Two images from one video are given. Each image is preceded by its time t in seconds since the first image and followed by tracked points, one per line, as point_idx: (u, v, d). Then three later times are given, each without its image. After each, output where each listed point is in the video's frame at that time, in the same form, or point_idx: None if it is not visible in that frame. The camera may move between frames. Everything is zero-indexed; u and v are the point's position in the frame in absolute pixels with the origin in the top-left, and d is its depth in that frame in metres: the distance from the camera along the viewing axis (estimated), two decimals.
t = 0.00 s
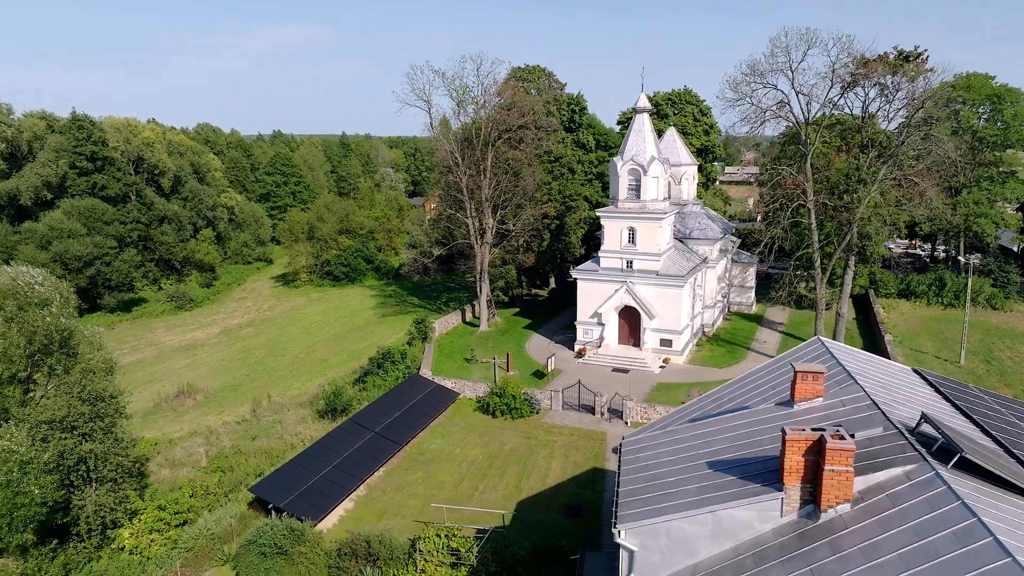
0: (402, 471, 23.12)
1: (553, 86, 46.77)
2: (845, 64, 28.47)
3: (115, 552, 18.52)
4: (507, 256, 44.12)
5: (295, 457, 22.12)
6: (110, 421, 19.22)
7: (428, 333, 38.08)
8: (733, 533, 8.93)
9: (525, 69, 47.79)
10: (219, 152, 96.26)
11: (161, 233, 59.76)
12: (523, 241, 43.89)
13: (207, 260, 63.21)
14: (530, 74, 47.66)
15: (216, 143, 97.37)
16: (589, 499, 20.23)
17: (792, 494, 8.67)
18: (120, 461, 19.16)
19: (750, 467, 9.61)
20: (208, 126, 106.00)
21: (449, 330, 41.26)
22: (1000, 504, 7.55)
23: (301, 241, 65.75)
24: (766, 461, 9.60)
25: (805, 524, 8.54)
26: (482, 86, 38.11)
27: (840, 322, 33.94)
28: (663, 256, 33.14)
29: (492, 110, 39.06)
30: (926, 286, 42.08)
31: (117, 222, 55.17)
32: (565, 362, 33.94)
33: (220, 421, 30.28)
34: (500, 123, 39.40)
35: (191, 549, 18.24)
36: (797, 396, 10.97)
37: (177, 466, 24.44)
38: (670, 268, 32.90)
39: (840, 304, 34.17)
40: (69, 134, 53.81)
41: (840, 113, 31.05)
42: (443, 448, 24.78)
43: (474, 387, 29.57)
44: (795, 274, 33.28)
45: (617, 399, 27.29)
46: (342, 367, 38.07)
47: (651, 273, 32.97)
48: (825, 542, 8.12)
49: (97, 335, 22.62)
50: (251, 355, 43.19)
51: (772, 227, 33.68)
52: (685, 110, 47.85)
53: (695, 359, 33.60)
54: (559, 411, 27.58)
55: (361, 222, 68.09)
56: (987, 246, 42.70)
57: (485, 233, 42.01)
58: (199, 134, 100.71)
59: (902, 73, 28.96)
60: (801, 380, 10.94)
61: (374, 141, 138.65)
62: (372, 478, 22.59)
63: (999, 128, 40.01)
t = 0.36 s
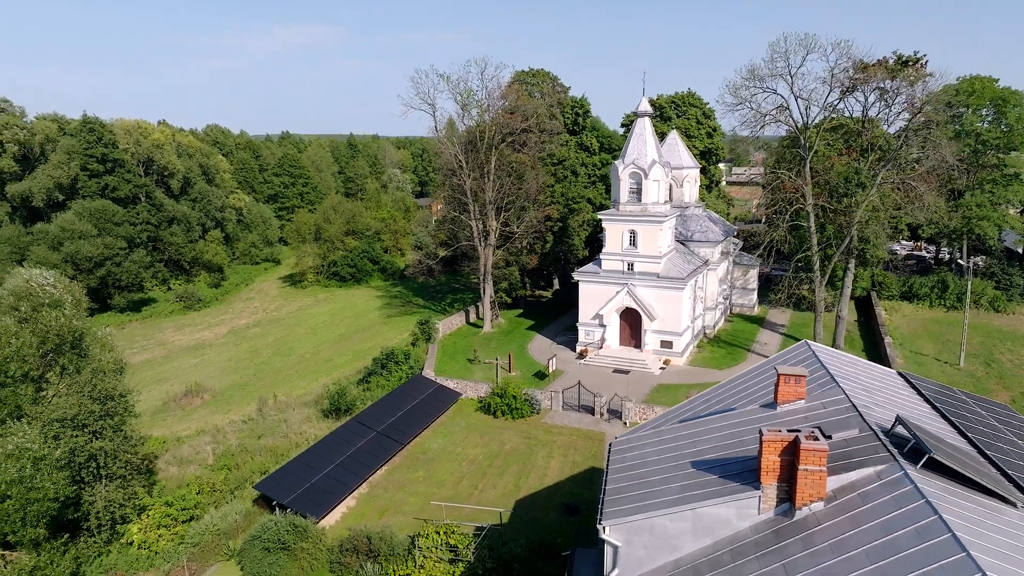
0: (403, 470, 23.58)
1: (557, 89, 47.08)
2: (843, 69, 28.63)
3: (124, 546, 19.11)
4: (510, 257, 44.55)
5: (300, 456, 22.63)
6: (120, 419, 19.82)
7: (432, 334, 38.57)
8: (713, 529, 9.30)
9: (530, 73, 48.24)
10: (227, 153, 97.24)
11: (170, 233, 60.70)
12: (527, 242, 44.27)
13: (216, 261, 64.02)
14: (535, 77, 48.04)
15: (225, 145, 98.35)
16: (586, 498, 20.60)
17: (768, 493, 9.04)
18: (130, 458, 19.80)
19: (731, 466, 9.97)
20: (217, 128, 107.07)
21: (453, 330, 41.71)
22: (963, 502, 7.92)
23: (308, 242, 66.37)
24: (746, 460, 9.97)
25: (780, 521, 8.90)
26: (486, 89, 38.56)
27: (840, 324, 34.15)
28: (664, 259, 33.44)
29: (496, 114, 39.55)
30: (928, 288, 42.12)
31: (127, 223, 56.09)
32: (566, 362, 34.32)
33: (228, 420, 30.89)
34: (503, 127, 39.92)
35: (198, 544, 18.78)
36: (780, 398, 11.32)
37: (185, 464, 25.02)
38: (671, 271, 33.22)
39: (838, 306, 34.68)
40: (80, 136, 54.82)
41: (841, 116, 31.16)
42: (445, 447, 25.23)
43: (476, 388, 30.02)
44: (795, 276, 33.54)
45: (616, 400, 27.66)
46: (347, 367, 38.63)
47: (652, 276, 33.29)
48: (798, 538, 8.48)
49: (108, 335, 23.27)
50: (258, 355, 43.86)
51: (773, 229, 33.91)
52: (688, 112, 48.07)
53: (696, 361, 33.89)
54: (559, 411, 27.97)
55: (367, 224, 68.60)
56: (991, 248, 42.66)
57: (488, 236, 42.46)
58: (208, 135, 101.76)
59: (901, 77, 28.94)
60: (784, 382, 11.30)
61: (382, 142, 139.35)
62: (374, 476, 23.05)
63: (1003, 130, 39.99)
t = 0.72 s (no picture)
0: (405, 469, 24.00)
1: (561, 92, 47.42)
2: (843, 74, 28.81)
3: (133, 541, 19.63)
4: (514, 259, 44.96)
5: (304, 454, 23.10)
6: (128, 417, 20.33)
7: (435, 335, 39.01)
8: (696, 527, 9.65)
9: (534, 76, 48.60)
10: (236, 154, 98.12)
11: (179, 234, 61.56)
12: (531, 244, 44.71)
13: (224, 261, 64.74)
14: (538, 81, 48.41)
15: (233, 146, 99.20)
16: (584, 498, 20.94)
17: (749, 492, 9.39)
18: (138, 456, 20.34)
19: (716, 466, 10.32)
20: (226, 129, 108.05)
21: (457, 331, 42.08)
22: (934, 502, 8.25)
23: (315, 243, 66.98)
24: (730, 461, 10.31)
25: (760, 519, 9.24)
26: (490, 93, 38.99)
27: (841, 326, 34.32)
28: (665, 261, 33.74)
29: (499, 117, 40.01)
30: (931, 291, 42.17)
31: (137, 225, 56.89)
32: (567, 364, 34.64)
33: (234, 419, 31.42)
34: (507, 130, 40.46)
35: (204, 540, 19.25)
36: (766, 400, 11.65)
37: (192, 462, 25.54)
38: (672, 273, 33.51)
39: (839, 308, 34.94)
40: (91, 139, 55.65)
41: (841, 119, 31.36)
42: (446, 447, 25.63)
43: (478, 388, 30.42)
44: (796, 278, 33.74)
45: (616, 401, 27.99)
46: (352, 367, 39.11)
47: (653, 278, 33.57)
48: (776, 535, 8.82)
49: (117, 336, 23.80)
50: (265, 355, 44.45)
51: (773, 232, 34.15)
52: (692, 115, 48.26)
53: (697, 362, 34.16)
54: (559, 412, 28.31)
55: (373, 225, 69.09)
56: (995, 250, 42.63)
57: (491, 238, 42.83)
58: (217, 137, 102.73)
59: (901, 82, 29.11)
60: (770, 385, 11.64)
61: (389, 143, 140.04)
62: (377, 475, 23.49)
63: (1005, 133, 40.04)
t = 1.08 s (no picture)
0: (407, 468, 24.41)
1: (564, 96, 47.84)
2: (843, 79, 28.98)
3: (141, 538, 20.17)
4: (517, 261, 45.36)
5: (308, 454, 23.54)
6: (137, 417, 20.89)
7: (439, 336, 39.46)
8: (682, 526, 9.97)
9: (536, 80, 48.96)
10: (244, 155, 98.94)
11: (188, 236, 62.37)
12: (534, 246, 45.09)
13: (231, 262, 65.48)
14: (541, 84, 48.78)
15: (241, 147, 100.04)
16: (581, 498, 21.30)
17: (732, 492, 9.71)
18: (146, 454, 20.91)
19: (702, 466, 10.66)
20: (234, 131, 108.99)
21: (461, 332, 42.40)
22: (907, 502, 8.56)
23: (322, 244, 67.62)
24: (715, 461, 10.63)
25: (742, 518, 9.56)
26: (493, 97, 39.44)
27: (841, 328, 34.54)
28: (666, 264, 34.05)
29: (503, 120, 40.42)
30: (933, 293, 42.34)
31: (146, 226, 57.66)
32: (569, 365, 34.97)
33: (240, 419, 31.96)
34: (511, 133, 40.84)
35: (210, 537, 19.71)
36: (753, 402, 11.97)
37: (199, 461, 26.07)
38: (672, 276, 33.85)
39: (839, 310, 35.19)
40: (101, 142, 56.43)
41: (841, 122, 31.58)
42: (447, 447, 26.02)
43: (480, 389, 30.86)
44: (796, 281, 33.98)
45: (616, 401, 28.31)
46: (357, 368, 39.62)
47: (654, 280, 33.87)
48: (757, 533, 9.14)
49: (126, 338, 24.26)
50: (271, 355, 45.05)
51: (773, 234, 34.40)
52: (695, 118, 48.44)
53: (698, 364, 34.44)
54: (560, 412, 28.64)
55: (380, 226, 69.60)
56: (998, 253, 42.69)
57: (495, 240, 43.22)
58: (225, 138, 103.60)
59: (901, 86, 29.24)
60: (757, 388, 11.96)
61: (396, 144, 140.79)
62: (379, 474, 23.90)
63: (1007, 136, 40.19)
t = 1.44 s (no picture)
0: (408, 467, 24.81)
1: (567, 98, 48.19)
2: (842, 83, 29.13)
3: (147, 534, 20.66)
4: (520, 263, 45.73)
5: (310, 453, 23.96)
6: (144, 416, 21.42)
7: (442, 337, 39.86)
8: (666, 523, 10.29)
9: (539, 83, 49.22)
10: (251, 156, 99.63)
11: (196, 237, 63.10)
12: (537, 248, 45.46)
13: (238, 263, 66.22)
14: (544, 87, 49.04)
15: (249, 148, 100.77)
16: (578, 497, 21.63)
17: (713, 491, 10.04)
18: (153, 453, 21.43)
19: (687, 466, 10.97)
20: (242, 132, 109.89)
21: (464, 333, 42.78)
22: (880, 501, 8.87)
23: (328, 245, 68.19)
24: (700, 462, 10.95)
25: (723, 516, 9.88)
26: (496, 101, 39.89)
27: (841, 330, 34.74)
28: (666, 266, 34.34)
29: (506, 124, 40.84)
30: (935, 295, 42.48)
31: (154, 227, 58.44)
32: (570, 366, 35.30)
33: (245, 418, 32.49)
34: (513, 136, 41.25)
35: (214, 534, 20.17)
36: (739, 405, 12.28)
37: (205, 459, 26.59)
38: (673, 278, 34.12)
39: (840, 312, 35.34)
40: (111, 144, 57.33)
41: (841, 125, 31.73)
42: (448, 447, 26.38)
43: (481, 389, 31.25)
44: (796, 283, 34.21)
45: (615, 402, 28.62)
46: (360, 368, 40.11)
47: (654, 282, 34.14)
48: (737, 530, 9.46)
49: (133, 338, 24.76)
50: (277, 355, 45.61)
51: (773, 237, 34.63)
52: (698, 120, 48.68)
53: (698, 366, 34.71)
54: (559, 413, 28.97)
55: (385, 227, 70.05)
56: (1000, 255, 42.75)
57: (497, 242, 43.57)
58: (233, 139, 104.48)
59: (900, 90, 29.35)
60: (743, 391, 12.28)
61: (402, 145, 141.50)
62: (380, 473, 24.31)
63: (1008, 139, 40.35)
